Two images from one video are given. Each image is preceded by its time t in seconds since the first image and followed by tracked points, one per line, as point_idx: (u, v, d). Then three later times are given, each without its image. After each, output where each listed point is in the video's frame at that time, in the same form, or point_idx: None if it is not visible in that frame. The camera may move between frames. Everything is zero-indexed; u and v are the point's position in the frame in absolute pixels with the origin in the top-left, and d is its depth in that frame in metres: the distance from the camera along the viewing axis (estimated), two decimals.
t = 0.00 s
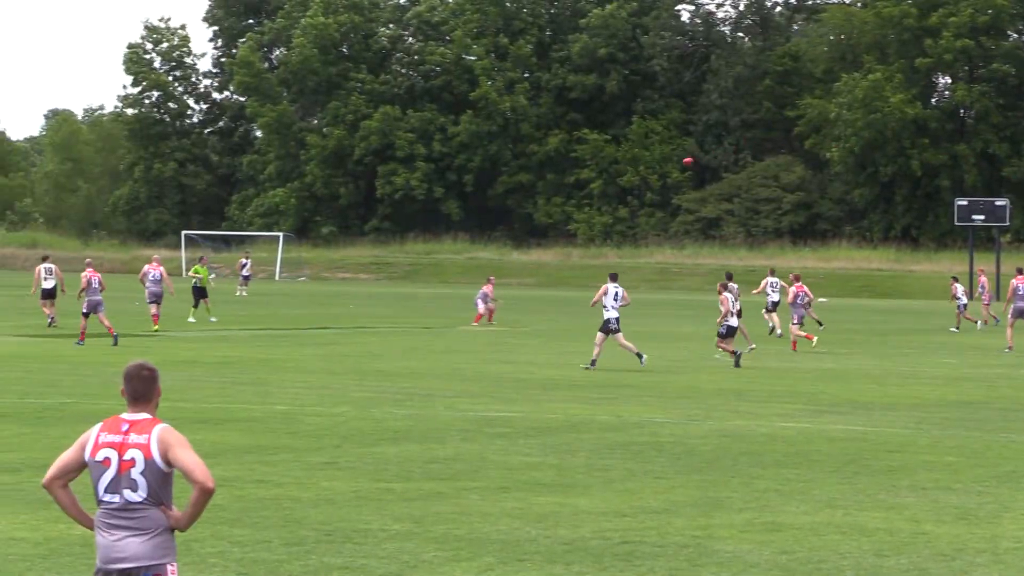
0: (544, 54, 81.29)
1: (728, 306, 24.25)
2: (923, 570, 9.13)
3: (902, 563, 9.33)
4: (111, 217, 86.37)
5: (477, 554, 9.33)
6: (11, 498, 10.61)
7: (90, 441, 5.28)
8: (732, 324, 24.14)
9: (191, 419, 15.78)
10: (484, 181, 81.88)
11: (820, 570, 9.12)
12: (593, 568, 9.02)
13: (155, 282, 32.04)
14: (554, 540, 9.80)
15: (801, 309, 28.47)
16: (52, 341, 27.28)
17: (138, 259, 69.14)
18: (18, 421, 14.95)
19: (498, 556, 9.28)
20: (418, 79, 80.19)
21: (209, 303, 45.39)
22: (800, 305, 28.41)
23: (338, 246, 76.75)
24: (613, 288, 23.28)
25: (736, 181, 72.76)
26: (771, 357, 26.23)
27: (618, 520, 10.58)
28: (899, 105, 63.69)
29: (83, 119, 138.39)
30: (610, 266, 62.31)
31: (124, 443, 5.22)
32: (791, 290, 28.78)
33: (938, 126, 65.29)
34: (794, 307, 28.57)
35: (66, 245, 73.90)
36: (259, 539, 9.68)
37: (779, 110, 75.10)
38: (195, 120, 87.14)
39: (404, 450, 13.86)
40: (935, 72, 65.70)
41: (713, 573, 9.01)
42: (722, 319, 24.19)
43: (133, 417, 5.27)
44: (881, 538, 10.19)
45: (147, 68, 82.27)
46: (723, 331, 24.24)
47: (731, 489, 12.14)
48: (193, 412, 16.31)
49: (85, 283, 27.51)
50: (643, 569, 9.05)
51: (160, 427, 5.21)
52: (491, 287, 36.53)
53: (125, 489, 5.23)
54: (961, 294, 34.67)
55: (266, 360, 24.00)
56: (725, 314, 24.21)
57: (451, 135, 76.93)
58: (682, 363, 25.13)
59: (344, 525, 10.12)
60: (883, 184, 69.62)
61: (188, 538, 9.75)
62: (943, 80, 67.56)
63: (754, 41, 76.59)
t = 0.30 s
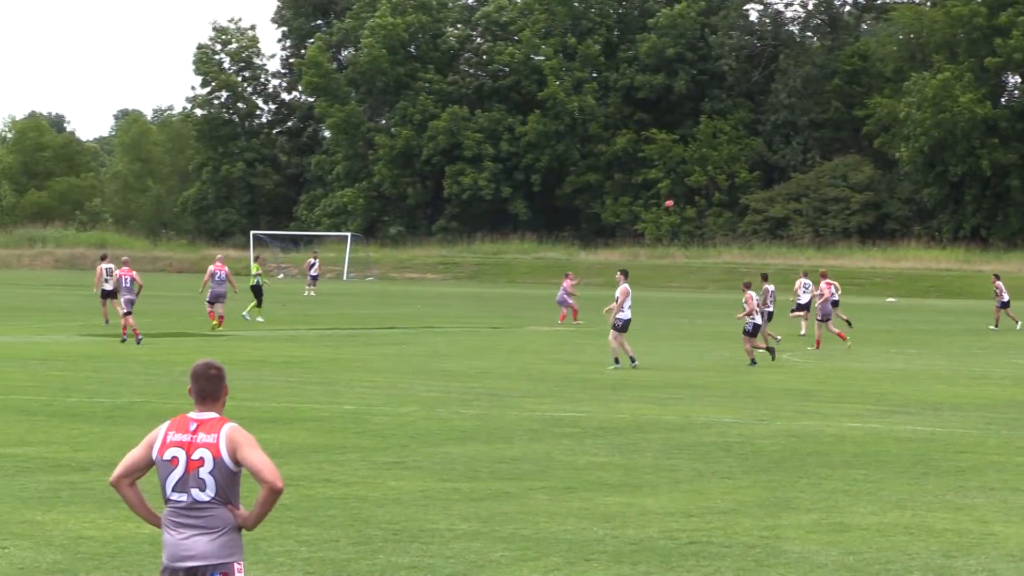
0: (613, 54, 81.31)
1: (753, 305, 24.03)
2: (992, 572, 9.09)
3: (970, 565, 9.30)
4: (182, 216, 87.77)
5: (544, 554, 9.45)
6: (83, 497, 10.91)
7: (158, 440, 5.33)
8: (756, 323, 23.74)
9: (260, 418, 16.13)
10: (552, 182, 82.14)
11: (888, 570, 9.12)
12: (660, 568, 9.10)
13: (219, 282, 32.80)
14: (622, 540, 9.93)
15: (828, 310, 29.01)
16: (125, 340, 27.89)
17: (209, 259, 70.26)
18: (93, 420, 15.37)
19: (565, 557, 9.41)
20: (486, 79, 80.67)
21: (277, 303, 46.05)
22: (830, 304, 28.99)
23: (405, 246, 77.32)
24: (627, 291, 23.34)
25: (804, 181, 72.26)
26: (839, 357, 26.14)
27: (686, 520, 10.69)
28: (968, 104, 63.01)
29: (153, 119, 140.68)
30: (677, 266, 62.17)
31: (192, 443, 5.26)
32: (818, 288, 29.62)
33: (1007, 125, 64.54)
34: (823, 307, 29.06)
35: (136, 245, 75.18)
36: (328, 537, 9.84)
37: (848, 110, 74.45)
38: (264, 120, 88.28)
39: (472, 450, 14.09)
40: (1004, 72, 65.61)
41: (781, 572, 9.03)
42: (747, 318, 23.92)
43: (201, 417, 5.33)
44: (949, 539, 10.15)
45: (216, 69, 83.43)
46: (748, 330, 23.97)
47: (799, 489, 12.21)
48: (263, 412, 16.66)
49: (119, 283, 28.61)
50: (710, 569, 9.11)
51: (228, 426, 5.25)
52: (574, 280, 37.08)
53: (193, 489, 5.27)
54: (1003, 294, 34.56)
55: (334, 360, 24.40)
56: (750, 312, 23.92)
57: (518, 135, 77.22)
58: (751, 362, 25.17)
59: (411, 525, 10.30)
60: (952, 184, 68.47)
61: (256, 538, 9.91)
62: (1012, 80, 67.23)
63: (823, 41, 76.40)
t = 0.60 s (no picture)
0: (639, 53, 81.26)
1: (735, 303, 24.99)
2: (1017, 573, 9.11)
3: (994, 565, 9.31)
4: (208, 215, 88.30)
5: (569, 554, 9.54)
6: (108, 497, 11.05)
7: (178, 438, 5.40)
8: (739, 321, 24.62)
9: (285, 419, 16.26)
10: (577, 182, 82.26)
11: (911, 570, 9.14)
12: (685, 568, 9.15)
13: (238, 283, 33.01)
14: (646, 541, 9.99)
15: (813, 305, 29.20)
16: (151, 341, 28.10)
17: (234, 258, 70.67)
18: (120, 420, 15.53)
19: (589, 556, 9.48)
20: (512, 79, 80.81)
21: (302, 303, 46.26)
22: (814, 301, 29.14)
23: (430, 246, 77.52)
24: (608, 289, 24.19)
25: (830, 181, 72.03)
26: (867, 357, 26.08)
27: (710, 520, 10.75)
28: (995, 104, 62.56)
29: (179, 119, 141.53)
30: (702, 266, 62.13)
31: (212, 442, 5.33)
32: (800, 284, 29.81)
33: None
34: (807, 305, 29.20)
35: (161, 245, 75.69)
36: (352, 537, 9.94)
37: (874, 110, 74.12)
38: (290, 120, 88.75)
39: (496, 450, 14.18)
40: None
41: (805, 573, 9.07)
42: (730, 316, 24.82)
43: (221, 416, 5.39)
44: (974, 539, 10.16)
45: (243, 70, 83.94)
46: (730, 328, 24.72)
47: (823, 490, 12.23)
48: (288, 412, 16.78)
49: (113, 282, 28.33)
50: (734, 569, 9.15)
51: (248, 426, 5.32)
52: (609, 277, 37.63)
53: (212, 488, 5.34)
54: (999, 294, 34.90)
55: (359, 360, 24.52)
56: (731, 308, 24.84)
57: (544, 135, 77.35)
58: (777, 362, 25.15)
59: (435, 525, 10.38)
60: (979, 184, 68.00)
61: (280, 537, 10.00)
62: None
63: (850, 40, 76.34)
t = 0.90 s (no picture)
0: (638, 53, 81.22)
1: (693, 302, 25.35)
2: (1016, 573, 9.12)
3: (993, 565, 9.32)
4: (208, 216, 88.26)
5: (568, 554, 9.54)
6: (108, 497, 11.05)
7: (173, 437, 5.41)
8: (695, 320, 25.01)
9: (286, 418, 16.25)
10: (577, 182, 82.28)
11: (911, 570, 9.14)
12: (685, 568, 9.16)
13: (232, 283, 33.07)
14: (645, 541, 10.00)
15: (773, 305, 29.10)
16: (151, 341, 28.07)
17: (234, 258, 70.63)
18: (118, 420, 15.51)
19: (589, 556, 9.48)
20: (511, 78, 80.76)
21: (302, 303, 46.21)
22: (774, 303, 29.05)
23: (430, 246, 77.43)
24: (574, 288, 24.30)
25: (830, 181, 72.07)
26: (866, 357, 26.07)
27: (710, 520, 10.75)
28: (994, 103, 62.49)
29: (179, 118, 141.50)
30: (702, 266, 62.09)
31: (207, 442, 5.34)
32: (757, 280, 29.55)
33: None
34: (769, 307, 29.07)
35: (161, 245, 75.65)
36: (351, 537, 9.94)
37: (874, 109, 74.13)
38: (290, 120, 88.64)
39: (496, 450, 14.17)
40: None
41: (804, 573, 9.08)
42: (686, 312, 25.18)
43: (216, 415, 5.40)
44: (973, 539, 10.17)
45: (243, 70, 83.88)
46: (686, 324, 25.06)
47: (822, 489, 12.24)
48: (288, 411, 16.77)
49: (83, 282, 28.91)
50: (734, 569, 9.15)
51: (244, 426, 5.33)
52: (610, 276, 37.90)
53: (205, 486, 5.34)
54: (965, 289, 35.47)
55: (359, 360, 24.50)
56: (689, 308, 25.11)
57: (544, 135, 77.37)
58: (777, 363, 25.12)
59: (434, 525, 10.38)
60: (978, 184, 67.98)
61: (279, 537, 10.00)
62: None
63: (849, 40, 76.52)
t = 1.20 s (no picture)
0: (638, 53, 81.27)
1: (658, 299, 25.44)
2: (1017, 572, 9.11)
3: (993, 565, 9.31)
4: (207, 216, 88.19)
5: (568, 555, 9.53)
6: (108, 496, 11.04)
7: (173, 437, 5.43)
8: (659, 317, 24.98)
9: (287, 418, 16.24)
10: (577, 182, 82.30)
11: (911, 570, 9.14)
12: (684, 568, 9.15)
13: (228, 283, 33.07)
14: (645, 540, 10.00)
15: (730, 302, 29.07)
16: (151, 341, 28.04)
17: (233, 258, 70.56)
18: (118, 420, 15.50)
19: (589, 556, 9.48)
20: (511, 78, 80.76)
21: (302, 303, 46.17)
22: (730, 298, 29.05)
23: (430, 246, 77.27)
24: (551, 285, 24.51)
25: (830, 181, 72.07)
26: (867, 357, 26.04)
27: (710, 520, 10.74)
28: (994, 103, 62.43)
29: (179, 118, 141.44)
30: (702, 266, 62.02)
31: (206, 442, 5.34)
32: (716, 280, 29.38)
33: None
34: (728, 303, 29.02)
35: (161, 245, 75.56)
36: (351, 537, 9.94)
37: (873, 110, 74.18)
38: (290, 120, 88.58)
39: (496, 450, 14.16)
40: None
41: (804, 572, 9.08)
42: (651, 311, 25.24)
43: (216, 415, 5.40)
44: (973, 539, 10.16)
45: (243, 70, 83.86)
46: (651, 322, 25.06)
47: (822, 489, 12.25)
48: (288, 411, 16.74)
49: (56, 282, 28.94)
50: (734, 569, 9.16)
51: (242, 427, 5.33)
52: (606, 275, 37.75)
53: (204, 487, 5.34)
54: (937, 291, 35.57)
55: (359, 360, 24.47)
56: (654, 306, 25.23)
57: (544, 135, 77.34)
58: (778, 363, 25.10)
59: (434, 525, 10.39)
60: (978, 183, 67.87)
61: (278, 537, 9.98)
62: None
63: (849, 40, 76.66)
